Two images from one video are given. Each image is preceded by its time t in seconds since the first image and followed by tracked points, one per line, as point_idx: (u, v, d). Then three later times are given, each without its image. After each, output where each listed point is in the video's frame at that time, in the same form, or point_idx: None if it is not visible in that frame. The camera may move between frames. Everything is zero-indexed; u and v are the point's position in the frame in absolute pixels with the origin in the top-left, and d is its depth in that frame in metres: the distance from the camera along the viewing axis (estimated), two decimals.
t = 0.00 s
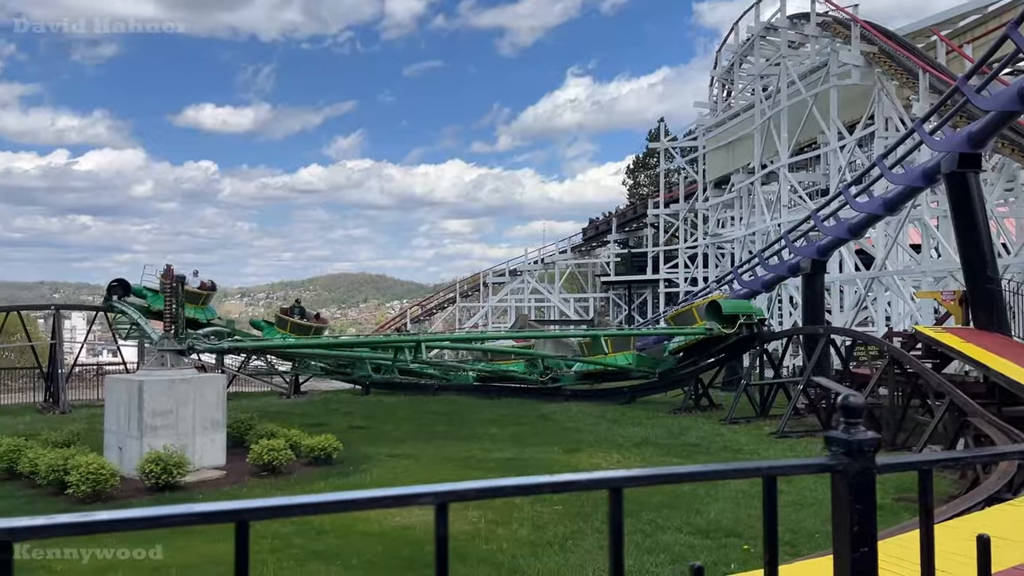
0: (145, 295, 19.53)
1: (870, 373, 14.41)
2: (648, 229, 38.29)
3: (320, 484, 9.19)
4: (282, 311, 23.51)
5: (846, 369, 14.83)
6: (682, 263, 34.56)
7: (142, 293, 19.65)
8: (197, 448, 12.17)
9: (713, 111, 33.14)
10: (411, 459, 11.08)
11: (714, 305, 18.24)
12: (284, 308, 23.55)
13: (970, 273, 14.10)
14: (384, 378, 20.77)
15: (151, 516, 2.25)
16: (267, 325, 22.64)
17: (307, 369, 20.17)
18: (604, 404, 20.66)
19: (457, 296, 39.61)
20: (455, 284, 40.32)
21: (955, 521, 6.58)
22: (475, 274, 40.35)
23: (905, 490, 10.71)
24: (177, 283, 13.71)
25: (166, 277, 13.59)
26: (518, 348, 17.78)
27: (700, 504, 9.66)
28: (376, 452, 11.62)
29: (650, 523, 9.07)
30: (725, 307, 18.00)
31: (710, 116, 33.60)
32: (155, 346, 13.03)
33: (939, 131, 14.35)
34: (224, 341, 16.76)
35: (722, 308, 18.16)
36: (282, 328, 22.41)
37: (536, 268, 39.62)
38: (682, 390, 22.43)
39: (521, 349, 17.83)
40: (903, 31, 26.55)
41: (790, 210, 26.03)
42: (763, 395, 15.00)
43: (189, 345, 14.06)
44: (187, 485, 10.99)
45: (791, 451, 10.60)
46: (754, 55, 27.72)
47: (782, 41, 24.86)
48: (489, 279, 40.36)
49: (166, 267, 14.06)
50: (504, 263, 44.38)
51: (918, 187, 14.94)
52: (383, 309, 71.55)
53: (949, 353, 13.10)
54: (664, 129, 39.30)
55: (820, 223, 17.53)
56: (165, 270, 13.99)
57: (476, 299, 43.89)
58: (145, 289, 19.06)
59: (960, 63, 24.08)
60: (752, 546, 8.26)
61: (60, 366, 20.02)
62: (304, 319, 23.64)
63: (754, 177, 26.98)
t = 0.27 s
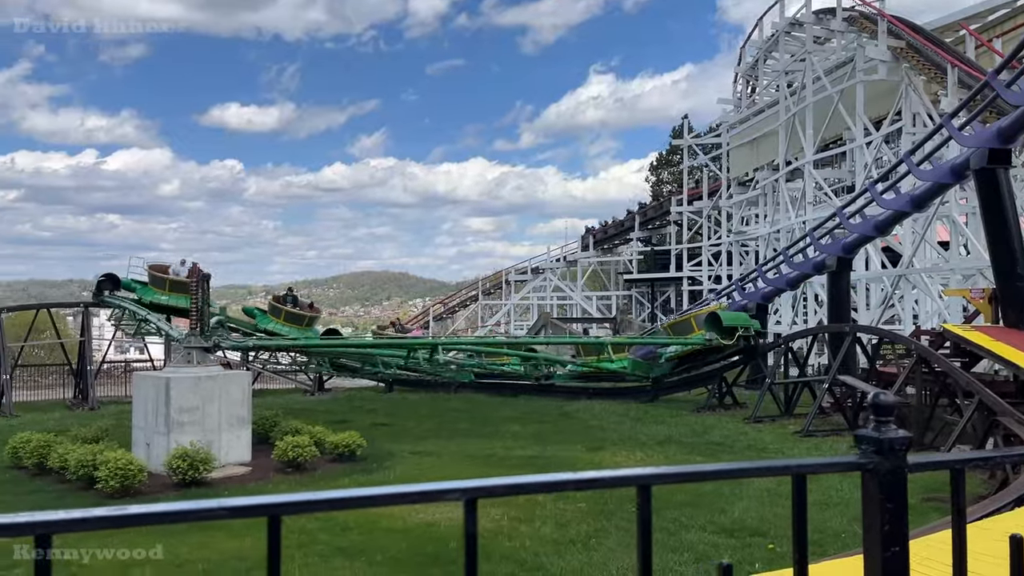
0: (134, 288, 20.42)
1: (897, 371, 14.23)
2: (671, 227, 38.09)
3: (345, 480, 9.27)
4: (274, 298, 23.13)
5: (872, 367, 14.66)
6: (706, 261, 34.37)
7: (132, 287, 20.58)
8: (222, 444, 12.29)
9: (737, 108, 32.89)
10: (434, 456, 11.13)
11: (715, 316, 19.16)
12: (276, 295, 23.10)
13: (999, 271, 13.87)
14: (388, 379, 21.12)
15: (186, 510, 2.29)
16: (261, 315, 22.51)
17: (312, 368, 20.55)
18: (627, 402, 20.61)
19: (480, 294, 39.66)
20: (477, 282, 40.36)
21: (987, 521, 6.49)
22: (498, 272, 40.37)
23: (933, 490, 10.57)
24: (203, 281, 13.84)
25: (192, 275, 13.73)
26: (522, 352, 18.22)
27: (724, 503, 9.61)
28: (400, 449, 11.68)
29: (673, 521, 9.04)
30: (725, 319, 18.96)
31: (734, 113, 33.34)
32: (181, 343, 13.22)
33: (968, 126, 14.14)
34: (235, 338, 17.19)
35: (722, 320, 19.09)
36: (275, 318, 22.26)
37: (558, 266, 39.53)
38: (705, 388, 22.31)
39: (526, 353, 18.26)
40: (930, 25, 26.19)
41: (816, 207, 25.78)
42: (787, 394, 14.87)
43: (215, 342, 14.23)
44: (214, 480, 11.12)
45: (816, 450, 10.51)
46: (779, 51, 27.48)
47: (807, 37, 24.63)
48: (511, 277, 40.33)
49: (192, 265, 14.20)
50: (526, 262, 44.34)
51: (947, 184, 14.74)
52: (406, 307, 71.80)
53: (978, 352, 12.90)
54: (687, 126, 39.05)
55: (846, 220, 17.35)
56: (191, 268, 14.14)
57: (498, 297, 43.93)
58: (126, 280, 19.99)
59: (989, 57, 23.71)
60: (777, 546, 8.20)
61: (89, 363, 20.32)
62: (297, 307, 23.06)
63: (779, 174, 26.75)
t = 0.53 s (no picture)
0: (127, 283, 20.81)
1: (927, 370, 14.03)
2: (697, 224, 37.88)
3: (371, 476, 9.33)
4: (269, 288, 23.04)
5: (902, 366, 14.47)
6: (732, 259, 34.14)
7: (126, 281, 20.92)
8: (250, 440, 12.42)
9: (764, 104, 32.63)
10: (460, 453, 11.17)
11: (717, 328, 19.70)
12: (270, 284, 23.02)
13: None
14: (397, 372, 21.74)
15: (227, 502, 2.31)
16: (255, 302, 22.58)
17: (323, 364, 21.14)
18: (651, 401, 20.54)
19: (504, 291, 39.69)
20: (501, 280, 40.41)
21: None
22: (522, 270, 40.36)
23: (965, 490, 10.42)
24: (232, 279, 13.96)
25: (220, 273, 13.87)
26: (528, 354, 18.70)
27: (750, 502, 9.55)
28: (425, 446, 11.74)
29: (700, 520, 8.99)
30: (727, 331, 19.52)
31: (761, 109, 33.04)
32: (209, 341, 13.38)
33: (1001, 121, 13.91)
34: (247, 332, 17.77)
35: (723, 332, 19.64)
36: (270, 307, 22.33)
37: (583, 263, 39.31)
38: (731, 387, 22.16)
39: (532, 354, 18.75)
40: (961, 19, 25.78)
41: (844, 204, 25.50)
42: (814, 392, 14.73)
43: (243, 339, 14.40)
44: (243, 476, 11.25)
45: (844, 449, 10.40)
46: (806, 46, 27.21)
47: (834, 32, 24.37)
48: (535, 275, 40.25)
49: (221, 263, 14.35)
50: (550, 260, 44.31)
51: (979, 180, 14.52)
52: (431, 305, 72.08)
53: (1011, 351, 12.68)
54: (713, 123, 38.78)
55: (874, 217, 17.14)
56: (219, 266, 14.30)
57: (521, 295, 43.97)
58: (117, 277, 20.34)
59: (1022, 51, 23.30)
60: (804, 545, 8.12)
61: (120, 360, 20.64)
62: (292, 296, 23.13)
63: (806, 170, 26.48)
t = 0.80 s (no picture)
0: (123, 281, 20.94)
1: (960, 369, 13.81)
2: (725, 222, 37.59)
3: (399, 474, 9.39)
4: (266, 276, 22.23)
5: (935, 365, 14.26)
6: (760, 257, 33.84)
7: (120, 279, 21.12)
8: (280, 437, 12.54)
9: (793, 100, 32.29)
10: (487, 451, 11.19)
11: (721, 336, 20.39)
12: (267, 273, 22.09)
13: None
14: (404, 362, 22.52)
15: (269, 496, 2.34)
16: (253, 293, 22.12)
17: (344, 362, 21.60)
18: (679, 399, 20.46)
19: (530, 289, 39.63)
20: (527, 278, 40.40)
21: None
22: (548, 268, 40.30)
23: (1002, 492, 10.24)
24: (262, 276, 14.10)
25: (250, 271, 14.01)
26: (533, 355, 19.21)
27: (779, 502, 9.47)
28: (452, 444, 11.77)
29: (729, 519, 8.93)
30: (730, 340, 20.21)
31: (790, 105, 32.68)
32: (240, 338, 13.52)
33: None
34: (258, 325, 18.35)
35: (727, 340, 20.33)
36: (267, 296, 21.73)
37: (610, 261, 38.79)
38: (759, 385, 21.97)
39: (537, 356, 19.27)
40: (996, 12, 25.30)
41: (875, 201, 25.17)
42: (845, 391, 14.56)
43: (272, 336, 14.55)
44: (274, 472, 11.36)
45: (876, 449, 10.27)
46: (837, 41, 26.89)
47: (865, 27, 24.06)
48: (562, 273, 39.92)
49: (250, 261, 14.48)
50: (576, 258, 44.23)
51: (1014, 175, 14.27)
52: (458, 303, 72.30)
53: None
54: (741, 120, 38.39)
55: (906, 214, 16.91)
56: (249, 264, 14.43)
57: (547, 293, 43.98)
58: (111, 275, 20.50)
59: None
60: (835, 545, 8.03)
61: (152, 357, 20.95)
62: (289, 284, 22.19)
63: (837, 167, 26.18)
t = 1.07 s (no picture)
0: (122, 283, 21.21)
1: (999, 368, 13.55)
2: (755, 219, 37.23)
3: (429, 471, 9.44)
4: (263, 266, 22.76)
5: (972, 364, 14.01)
6: (792, 254, 33.49)
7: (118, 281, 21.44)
8: (311, 434, 12.67)
9: (825, 96, 31.89)
10: (516, 449, 11.20)
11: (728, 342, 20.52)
12: (264, 265, 22.64)
13: None
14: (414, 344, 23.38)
15: (312, 492, 2.35)
16: (252, 285, 22.45)
17: (374, 359, 21.79)
18: (708, 398, 20.33)
19: (558, 288, 39.41)
20: (554, 276, 40.38)
21: None
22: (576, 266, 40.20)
23: None
24: (292, 275, 14.26)
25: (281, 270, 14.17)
26: (531, 353, 19.81)
27: (812, 502, 9.37)
28: (481, 442, 11.80)
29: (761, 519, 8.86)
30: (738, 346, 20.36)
31: (821, 101, 32.27)
32: (272, 336, 13.67)
33: None
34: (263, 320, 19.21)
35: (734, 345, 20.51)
36: (267, 288, 22.27)
37: (639, 258, 38.35)
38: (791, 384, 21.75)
39: (534, 354, 19.88)
40: None
41: (909, 197, 24.78)
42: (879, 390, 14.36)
43: (302, 333, 14.71)
44: (305, 469, 11.47)
45: (911, 449, 10.12)
46: (870, 35, 26.51)
47: (899, 20, 23.70)
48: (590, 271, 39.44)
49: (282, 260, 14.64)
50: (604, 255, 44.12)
51: None
52: (486, 301, 72.47)
53: None
54: (772, 116, 37.98)
55: (941, 210, 16.63)
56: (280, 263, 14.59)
57: (575, 291, 43.81)
58: (112, 275, 20.62)
59: None
60: (870, 547, 7.92)
61: (185, 354, 21.27)
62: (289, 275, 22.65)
63: (870, 163, 25.82)
